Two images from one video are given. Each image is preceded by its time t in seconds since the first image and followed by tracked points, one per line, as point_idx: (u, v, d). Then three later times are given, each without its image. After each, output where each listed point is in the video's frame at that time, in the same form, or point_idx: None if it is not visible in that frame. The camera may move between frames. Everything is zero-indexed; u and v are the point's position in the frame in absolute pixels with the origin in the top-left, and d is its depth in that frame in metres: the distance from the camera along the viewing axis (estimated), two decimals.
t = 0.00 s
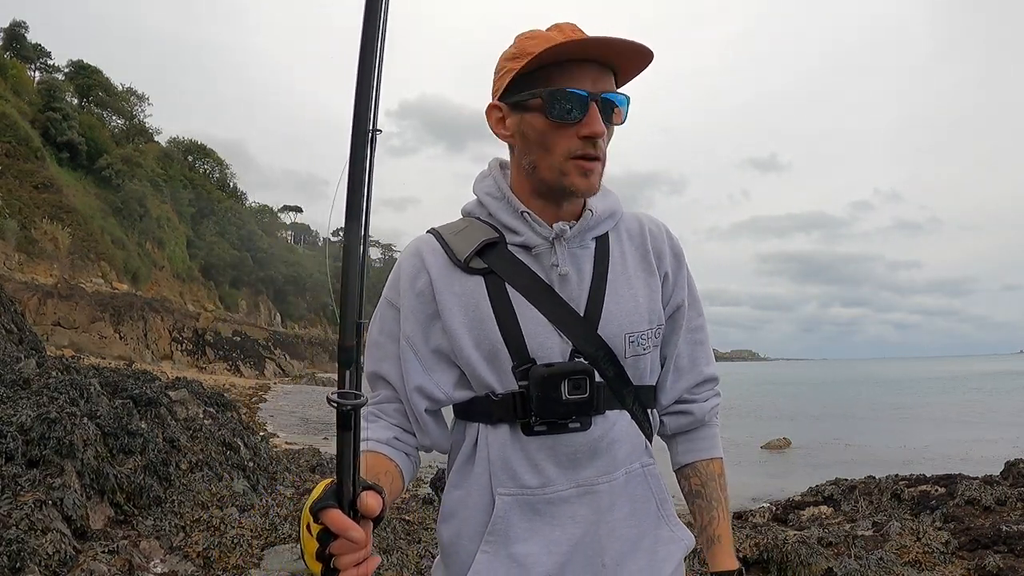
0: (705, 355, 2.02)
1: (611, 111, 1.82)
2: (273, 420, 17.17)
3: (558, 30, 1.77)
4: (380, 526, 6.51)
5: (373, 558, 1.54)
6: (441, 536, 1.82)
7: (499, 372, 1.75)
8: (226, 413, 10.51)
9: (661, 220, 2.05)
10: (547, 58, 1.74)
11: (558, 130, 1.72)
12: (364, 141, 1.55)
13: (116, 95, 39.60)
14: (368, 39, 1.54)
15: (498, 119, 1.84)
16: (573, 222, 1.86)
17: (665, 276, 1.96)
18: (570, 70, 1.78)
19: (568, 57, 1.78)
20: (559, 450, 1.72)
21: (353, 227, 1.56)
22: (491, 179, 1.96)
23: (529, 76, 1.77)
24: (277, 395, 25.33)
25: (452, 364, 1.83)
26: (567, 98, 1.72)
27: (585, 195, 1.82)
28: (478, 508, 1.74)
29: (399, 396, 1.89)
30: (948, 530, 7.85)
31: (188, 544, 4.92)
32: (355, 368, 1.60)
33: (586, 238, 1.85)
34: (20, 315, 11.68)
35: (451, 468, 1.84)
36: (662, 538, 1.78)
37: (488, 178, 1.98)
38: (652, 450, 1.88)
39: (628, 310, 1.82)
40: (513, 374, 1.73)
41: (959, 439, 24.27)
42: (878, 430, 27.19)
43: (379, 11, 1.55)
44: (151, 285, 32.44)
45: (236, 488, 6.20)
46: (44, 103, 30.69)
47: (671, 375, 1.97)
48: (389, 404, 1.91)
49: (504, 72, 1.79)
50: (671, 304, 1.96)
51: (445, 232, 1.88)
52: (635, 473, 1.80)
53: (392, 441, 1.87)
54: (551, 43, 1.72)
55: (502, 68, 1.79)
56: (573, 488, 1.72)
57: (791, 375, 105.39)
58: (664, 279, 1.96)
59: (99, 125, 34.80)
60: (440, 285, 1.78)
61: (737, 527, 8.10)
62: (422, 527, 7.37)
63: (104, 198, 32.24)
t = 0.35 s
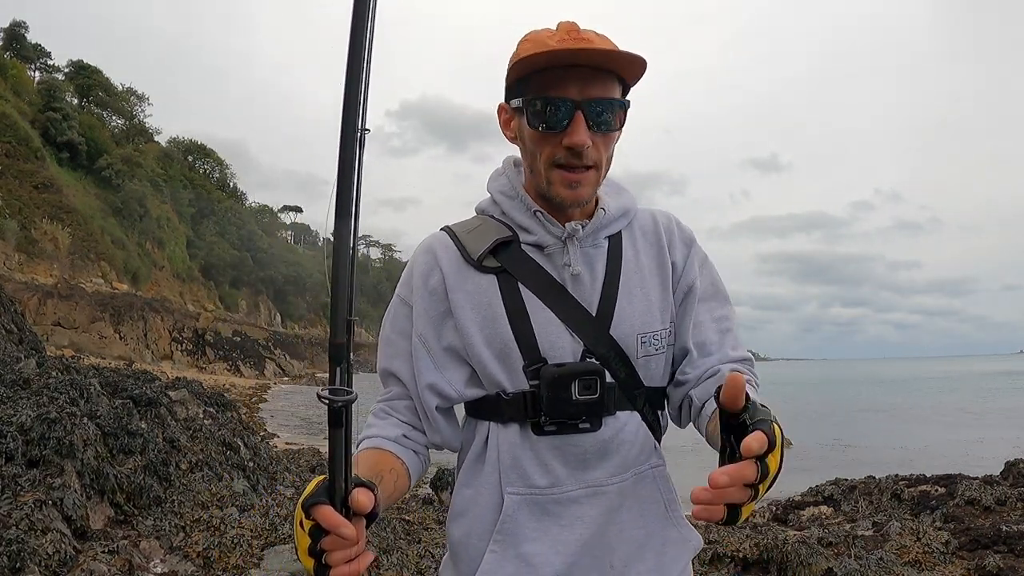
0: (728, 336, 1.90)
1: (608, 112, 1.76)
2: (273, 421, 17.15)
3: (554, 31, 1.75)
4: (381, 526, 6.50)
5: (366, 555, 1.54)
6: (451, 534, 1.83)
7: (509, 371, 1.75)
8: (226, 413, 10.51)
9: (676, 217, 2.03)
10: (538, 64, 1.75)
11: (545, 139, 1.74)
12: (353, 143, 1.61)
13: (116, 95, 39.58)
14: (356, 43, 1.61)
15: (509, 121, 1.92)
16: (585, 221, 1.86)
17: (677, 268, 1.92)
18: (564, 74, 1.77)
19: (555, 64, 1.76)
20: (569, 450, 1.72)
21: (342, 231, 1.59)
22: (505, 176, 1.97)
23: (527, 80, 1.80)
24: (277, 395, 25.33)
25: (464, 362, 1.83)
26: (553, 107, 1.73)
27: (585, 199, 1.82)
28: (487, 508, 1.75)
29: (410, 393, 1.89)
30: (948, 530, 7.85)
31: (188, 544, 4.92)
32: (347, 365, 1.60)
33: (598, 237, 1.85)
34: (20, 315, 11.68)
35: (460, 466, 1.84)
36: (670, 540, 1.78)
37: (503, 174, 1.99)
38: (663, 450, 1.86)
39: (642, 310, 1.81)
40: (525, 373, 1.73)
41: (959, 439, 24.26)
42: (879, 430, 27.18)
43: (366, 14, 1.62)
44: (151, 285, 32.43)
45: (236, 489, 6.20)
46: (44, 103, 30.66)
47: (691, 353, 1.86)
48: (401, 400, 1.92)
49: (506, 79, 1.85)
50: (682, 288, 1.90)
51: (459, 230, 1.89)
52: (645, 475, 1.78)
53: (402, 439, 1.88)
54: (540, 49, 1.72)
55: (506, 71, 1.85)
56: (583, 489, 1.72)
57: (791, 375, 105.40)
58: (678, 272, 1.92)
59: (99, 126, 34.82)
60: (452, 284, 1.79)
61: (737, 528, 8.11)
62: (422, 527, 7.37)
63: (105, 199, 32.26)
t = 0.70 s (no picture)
0: (739, 355, 1.88)
1: (607, 107, 1.76)
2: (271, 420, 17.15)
3: (553, 21, 1.74)
4: (381, 526, 6.51)
5: (355, 545, 1.56)
6: (452, 535, 1.84)
7: (507, 370, 1.76)
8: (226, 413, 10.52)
9: (692, 214, 1.97)
10: (537, 55, 1.75)
11: (541, 131, 1.74)
12: (337, 142, 1.65)
13: (116, 95, 39.58)
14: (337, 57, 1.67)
15: (510, 113, 1.93)
16: (587, 215, 1.84)
17: (690, 269, 1.89)
18: (560, 65, 1.76)
19: (556, 54, 1.76)
20: (566, 449, 1.72)
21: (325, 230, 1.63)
22: (509, 171, 1.99)
23: (526, 71, 1.80)
24: (277, 395, 25.33)
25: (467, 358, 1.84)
26: (550, 99, 1.74)
27: (584, 195, 1.81)
28: (483, 506, 1.77)
29: (415, 388, 1.91)
30: (948, 530, 7.85)
31: (188, 545, 4.92)
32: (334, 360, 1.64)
33: (601, 232, 1.84)
34: (20, 315, 11.67)
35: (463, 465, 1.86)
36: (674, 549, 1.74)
37: (507, 171, 2.00)
38: (670, 456, 1.84)
39: (643, 308, 1.79)
40: (520, 368, 1.74)
41: (958, 439, 24.27)
42: (878, 431, 27.19)
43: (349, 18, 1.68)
44: (150, 285, 32.44)
45: (236, 489, 6.20)
46: (44, 103, 30.73)
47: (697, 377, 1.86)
48: (407, 397, 1.95)
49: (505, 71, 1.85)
50: (693, 295, 1.88)
51: (463, 226, 1.90)
52: (652, 479, 1.76)
53: (408, 434, 1.91)
54: (537, 39, 1.72)
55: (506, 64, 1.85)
56: (581, 491, 1.71)
57: (791, 375, 105.39)
58: (689, 273, 1.89)
59: (99, 125, 34.82)
60: (453, 280, 1.81)
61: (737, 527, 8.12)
62: (422, 527, 7.37)
63: (105, 199, 32.26)
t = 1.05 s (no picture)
0: (744, 359, 1.98)
1: (607, 95, 1.76)
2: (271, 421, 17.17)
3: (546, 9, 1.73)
4: (381, 526, 6.50)
5: (338, 558, 1.53)
6: (456, 542, 1.82)
7: (513, 369, 1.75)
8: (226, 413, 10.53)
9: (697, 215, 2.01)
10: (531, 44, 1.75)
11: (543, 123, 1.74)
12: (310, 137, 1.44)
13: (116, 95, 39.65)
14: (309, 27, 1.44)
15: (510, 109, 1.93)
16: (596, 211, 1.85)
17: (700, 272, 1.92)
18: (559, 54, 1.76)
19: (552, 42, 1.76)
20: (576, 453, 1.72)
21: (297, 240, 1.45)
22: (512, 166, 1.99)
23: (523, 64, 1.80)
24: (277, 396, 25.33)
25: (468, 360, 1.82)
26: (549, 90, 1.74)
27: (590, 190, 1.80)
28: (492, 513, 1.74)
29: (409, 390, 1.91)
30: (948, 531, 7.86)
31: (189, 545, 4.90)
32: (314, 368, 1.54)
33: (610, 228, 1.85)
34: (20, 315, 11.70)
35: (466, 469, 1.85)
36: (687, 552, 1.75)
37: (511, 165, 2.00)
38: (681, 458, 1.86)
39: (657, 308, 1.80)
40: (529, 371, 1.72)
41: (959, 439, 24.27)
42: (878, 431, 27.17)
43: None
44: (150, 285, 32.46)
45: (236, 489, 6.18)
46: (44, 104, 30.81)
47: (706, 383, 1.94)
48: (401, 398, 1.94)
49: (502, 64, 1.86)
50: (704, 299, 1.92)
51: (464, 223, 1.89)
52: (663, 482, 1.78)
53: (401, 437, 1.90)
54: (532, 26, 1.71)
55: (503, 58, 1.85)
56: (593, 496, 1.70)
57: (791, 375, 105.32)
58: (700, 276, 1.92)
59: (99, 125, 34.88)
60: (455, 278, 1.79)
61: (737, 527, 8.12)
62: (423, 527, 7.37)
63: (105, 199, 32.31)
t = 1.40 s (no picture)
0: (736, 360, 1.99)
1: (610, 89, 1.76)
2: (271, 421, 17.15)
3: None
4: (381, 526, 6.50)
5: None
6: (452, 553, 1.82)
7: (508, 378, 1.74)
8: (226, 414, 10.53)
9: (693, 211, 2.01)
10: (532, 35, 1.73)
11: (544, 119, 1.73)
12: (309, 139, 1.42)
13: (116, 95, 39.70)
14: (310, 33, 1.40)
15: (504, 103, 1.91)
16: (593, 211, 1.85)
17: (697, 271, 1.93)
18: (560, 46, 1.76)
19: (554, 35, 1.75)
20: (574, 461, 1.72)
21: (298, 239, 1.41)
22: (502, 163, 1.98)
23: (521, 56, 1.79)
24: (276, 396, 25.34)
25: (460, 366, 1.82)
26: (551, 83, 1.72)
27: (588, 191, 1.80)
28: (490, 525, 1.73)
29: (400, 398, 1.90)
30: (948, 530, 7.86)
31: (188, 544, 4.89)
32: (313, 389, 1.51)
33: (608, 228, 1.85)
34: (20, 315, 11.69)
35: (460, 476, 1.84)
36: (687, 558, 1.77)
37: (501, 162, 1.99)
38: (676, 461, 1.87)
39: (654, 312, 1.80)
40: (525, 380, 1.72)
41: (959, 439, 24.26)
42: (878, 431, 27.15)
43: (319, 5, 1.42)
44: (150, 286, 32.46)
45: (236, 489, 6.17)
46: (44, 104, 30.91)
47: (699, 386, 1.94)
48: (391, 406, 1.94)
49: (498, 56, 1.84)
50: (701, 301, 1.93)
51: (453, 222, 1.88)
52: (661, 488, 1.80)
53: (393, 446, 1.90)
54: (533, 17, 1.69)
55: (499, 49, 1.83)
56: (592, 505, 1.71)
57: (791, 376, 105.27)
58: (695, 275, 1.93)
59: (99, 125, 34.91)
60: (446, 282, 1.77)
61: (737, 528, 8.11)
62: (423, 527, 7.38)
63: (105, 199, 32.34)
